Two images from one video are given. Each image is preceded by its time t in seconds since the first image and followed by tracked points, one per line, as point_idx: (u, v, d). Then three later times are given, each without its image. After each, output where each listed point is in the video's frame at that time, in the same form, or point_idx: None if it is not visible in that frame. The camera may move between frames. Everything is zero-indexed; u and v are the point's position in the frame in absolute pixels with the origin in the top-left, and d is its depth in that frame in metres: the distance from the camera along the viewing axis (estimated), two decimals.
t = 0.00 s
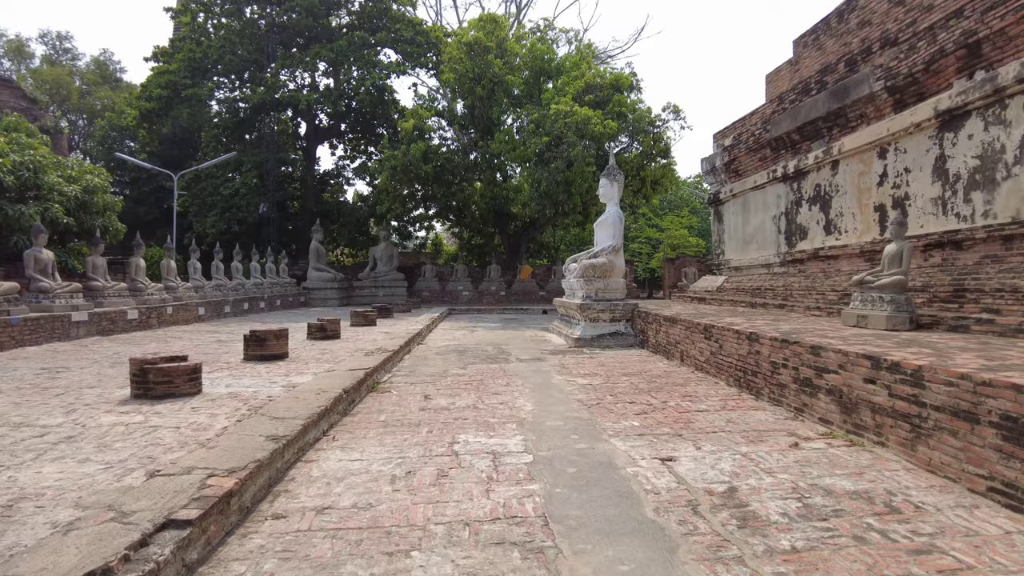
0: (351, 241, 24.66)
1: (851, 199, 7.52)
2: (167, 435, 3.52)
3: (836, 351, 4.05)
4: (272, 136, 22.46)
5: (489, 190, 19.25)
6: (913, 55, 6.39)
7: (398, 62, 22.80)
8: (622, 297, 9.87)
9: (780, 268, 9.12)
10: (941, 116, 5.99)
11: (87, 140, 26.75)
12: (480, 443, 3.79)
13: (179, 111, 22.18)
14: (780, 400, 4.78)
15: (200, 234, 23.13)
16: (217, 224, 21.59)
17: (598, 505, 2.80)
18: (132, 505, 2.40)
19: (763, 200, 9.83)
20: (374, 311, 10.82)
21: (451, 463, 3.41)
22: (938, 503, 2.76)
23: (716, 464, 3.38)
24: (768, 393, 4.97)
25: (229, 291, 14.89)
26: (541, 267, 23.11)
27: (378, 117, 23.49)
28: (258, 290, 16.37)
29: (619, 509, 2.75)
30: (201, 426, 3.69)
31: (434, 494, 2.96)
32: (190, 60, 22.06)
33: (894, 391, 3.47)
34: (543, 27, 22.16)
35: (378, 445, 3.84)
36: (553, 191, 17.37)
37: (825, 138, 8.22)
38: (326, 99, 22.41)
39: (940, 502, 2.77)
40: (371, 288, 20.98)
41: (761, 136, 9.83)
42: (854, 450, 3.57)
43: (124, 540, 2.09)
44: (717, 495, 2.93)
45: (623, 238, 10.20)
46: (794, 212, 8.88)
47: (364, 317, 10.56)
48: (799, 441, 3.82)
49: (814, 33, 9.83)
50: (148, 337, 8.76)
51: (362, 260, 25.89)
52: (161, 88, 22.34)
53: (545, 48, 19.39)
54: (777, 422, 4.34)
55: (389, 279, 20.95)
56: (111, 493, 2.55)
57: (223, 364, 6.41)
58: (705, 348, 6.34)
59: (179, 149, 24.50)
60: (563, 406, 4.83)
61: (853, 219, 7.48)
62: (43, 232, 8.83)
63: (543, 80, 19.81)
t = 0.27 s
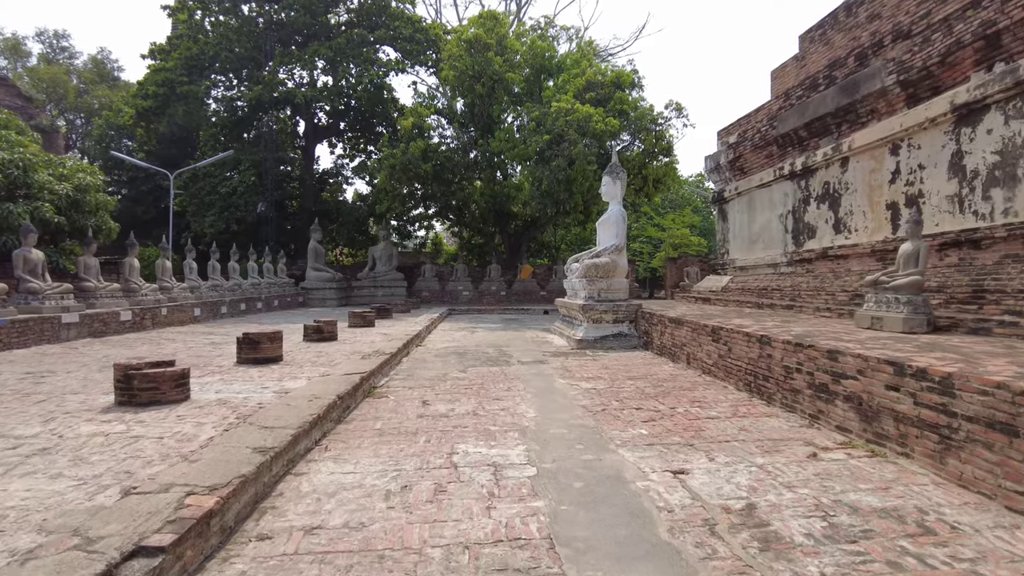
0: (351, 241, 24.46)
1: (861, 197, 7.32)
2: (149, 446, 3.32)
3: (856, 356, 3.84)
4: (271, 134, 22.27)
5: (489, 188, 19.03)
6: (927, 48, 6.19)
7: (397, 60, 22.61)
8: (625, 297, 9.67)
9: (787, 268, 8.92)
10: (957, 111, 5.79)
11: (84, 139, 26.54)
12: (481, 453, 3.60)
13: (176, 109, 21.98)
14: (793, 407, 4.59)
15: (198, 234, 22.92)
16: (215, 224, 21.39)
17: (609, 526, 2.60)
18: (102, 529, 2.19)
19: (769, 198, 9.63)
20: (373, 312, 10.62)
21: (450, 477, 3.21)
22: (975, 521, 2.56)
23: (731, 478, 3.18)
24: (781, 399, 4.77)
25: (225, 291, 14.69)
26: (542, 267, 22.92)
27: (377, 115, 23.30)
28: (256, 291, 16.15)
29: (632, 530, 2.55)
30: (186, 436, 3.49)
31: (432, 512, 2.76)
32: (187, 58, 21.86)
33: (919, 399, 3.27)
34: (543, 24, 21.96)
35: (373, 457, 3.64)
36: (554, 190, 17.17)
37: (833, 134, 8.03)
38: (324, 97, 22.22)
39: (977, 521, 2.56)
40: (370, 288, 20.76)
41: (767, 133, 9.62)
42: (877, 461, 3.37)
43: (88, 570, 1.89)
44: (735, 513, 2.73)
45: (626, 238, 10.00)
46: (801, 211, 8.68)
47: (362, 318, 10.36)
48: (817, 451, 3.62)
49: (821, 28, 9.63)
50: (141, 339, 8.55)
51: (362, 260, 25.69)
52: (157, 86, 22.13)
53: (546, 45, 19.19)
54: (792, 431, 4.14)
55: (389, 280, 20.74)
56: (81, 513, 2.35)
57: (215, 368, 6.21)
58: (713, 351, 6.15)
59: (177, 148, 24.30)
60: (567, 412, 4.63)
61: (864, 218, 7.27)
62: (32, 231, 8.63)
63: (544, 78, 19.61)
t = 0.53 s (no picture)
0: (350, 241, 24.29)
1: (872, 194, 7.13)
2: (131, 454, 3.13)
3: (877, 359, 3.64)
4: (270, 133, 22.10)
5: (490, 187, 18.84)
6: (942, 40, 6.00)
7: (397, 58, 22.44)
8: (629, 297, 9.49)
9: (795, 267, 8.74)
10: (974, 104, 5.60)
11: (82, 138, 26.36)
12: (482, 462, 3.41)
13: (174, 107, 21.79)
14: (808, 411, 4.40)
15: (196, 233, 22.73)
16: (213, 223, 21.21)
17: (622, 544, 2.41)
18: (69, 551, 2.00)
19: (776, 196, 9.45)
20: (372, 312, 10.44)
21: (450, 488, 3.02)
22: (1018, 539, 2.37)
23: (750, 490, 2.98)
24: (795, 403, 4.59)
25: (222, 291, 14.51)
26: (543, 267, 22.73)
27: (376, 114, 23.13)
28: (254, 290, 15.97)
29: (648, 548, 2.37)
30: (173, 443, 3.31)
31: (431, 528, 2.57)
32: (185, 56, 21.69)
33: (949, 404, 3.07)
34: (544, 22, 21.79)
35: (369, 466, 3.45)
36: (555, 188, 16.98)
37: (843, 130, 7.84)
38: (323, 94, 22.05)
39: (1020, 539, 2.37)
40: (369, 288, 20.56)
41: (774, 129, 9.44)
42: (903, 471, 3.18)
43: None
44: (757, 529, 2.53)
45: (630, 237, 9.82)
46: (810, 209, 8.50)
47: (361, 319, 10.18)
48: (837, 459, 3.42)
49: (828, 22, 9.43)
50: (134, 340, 8.37)
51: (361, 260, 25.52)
52: (155, 84, 21.95)
53: (547, 41, 19.07)
54: (808, 437, 3.95)
55: (389, 279, 20.55)
56: (49, 532, 2.16)
57: (208, 370, 6.03)
58: (721, 353, 5.96)
59: (175, 147, 24.12)
60: (572, 418, 4.44)
61: (875, 215, 7.09)
62: (24, 229, 8.45)
63: (546, 76, 19.44)
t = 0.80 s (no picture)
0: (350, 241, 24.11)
1: (885, 193, 6.94)
2: (112, 466, 2.94)
3: (901, 364, 3.45)
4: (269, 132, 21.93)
5: (490, 186, 18.65)
6: (959, 33, 5.81)
7: (397, 57, 22.28)
8: (632, 298, 9.31)
9: (804, 268, 8.56)
10: (994, 99, 5.41)
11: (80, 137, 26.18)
12: (485, 475, 3.22)
13: (172, 106, 21.62)
14: (825, 418, 4.22)
15: (194, 233, 22.55)
16: (212, 223, 21.02)
17: (638, 568, 2.23)
18: None
19: (783, 195, 9.27)
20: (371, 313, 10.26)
21: (451, 504, 2.83)
22: None
23: (771, 506, 2.79)
24: (811, 410, 4.40)
25: (219, 291, 14.33)
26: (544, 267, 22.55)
27: (376, 113, 22.96)
28: (252, 291, 15.78)
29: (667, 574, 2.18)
30: (157, 454, 3.12)
31: (431, 550, 2.38)
32: (183, 54, 21.52)
33: (983, 414, 2.88)
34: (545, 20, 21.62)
35: (365, 478, 3.26)
36: (557, 188, 16.80)
37: (853, 127, 7.65)
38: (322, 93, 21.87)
39: None
40: (369, 289, 20.38)
41: (781, 127, 9.26)
42: (933, 485, 2.98)
43: None
44: (784, 551, 2.34)
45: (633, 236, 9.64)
46: (818, 208, 8.31)
47: (360, 320, 10.00)
48: (861, 471, 3.23)
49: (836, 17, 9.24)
50: (128, 342, 8.18)
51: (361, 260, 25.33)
52: (153, 83, 21.78)
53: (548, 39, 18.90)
54: (827, 446, 3.76)
55: (388, 280, 20.37)
56: (11, 559, 1.96)
57: (201, 373, 5.85)
58: (731, 356, 5.77)
59: (173, 146, 23.94)
60: (578, 425, 4.25)
61: (887, 215, 6.90)
62: (14, 229, 8.27)
63: (547, 75, 19.28)
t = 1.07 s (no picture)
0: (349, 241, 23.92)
1: (897, 191, 6.75)
2: (87, 480, 2.74)
3: (928, 371, 3.25)
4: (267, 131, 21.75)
5: (491, 186, 18.44)
6: (977, 25, 5.62)
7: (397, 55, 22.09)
8: (636, 299, 9.12)
9: (812, 268, 8.37)
10: (1014, 94, 5.22)
11: (77, 137, 26.00)
12: (487, 488, 3.03)
13: (169, 104, 21.43)
14: (844, 426, 4.03)
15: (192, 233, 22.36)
16: (209, 223, 20.83)
17: None
18: None
19: (791, 194, 9.09)
20: (369, 314, 10.06)
21: (451, 522, 2.64)
22: None
23: (794, 524, 2.60)
24: (827, 417, 4.22)
25: (216, 292, 14.14)
26: (545, 267, 22.37)
27: (376, 112, 22.78)
28: (249, 292, 15.60)
29: None
30: (138, 466, 2.92)
31: (429, 575, 2.18)
32: (180, 53, 21.35)
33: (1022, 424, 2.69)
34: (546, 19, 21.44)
35: (359, 492, 3.06)
36: (559, 187, 16.59)
37: (863, 124, 7.46)
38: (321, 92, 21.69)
39: None
40: (368, 289, 20.19)
41: (788, 125, 9.07)
42: (969, 500, 2.78)
43: None
44: None
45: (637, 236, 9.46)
46: (827, 207, 8.13)
47: (358, 321, 9.82)
48: (888, 484, 3.03)
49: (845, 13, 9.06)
50: (120, 344, 8.00)
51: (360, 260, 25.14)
52: (150, 81, 21.59)
53: (550, 38, 18.68)
54: (847, 456, 3.57)
55: (388, 280, 20.17)
56: None
57: (192, 377, 5.66)
58: (741, 360, 5.58)
59: (170, 145, 23.75)
60: (585, 433, 4.06)
61: (900, 214, 6.71)
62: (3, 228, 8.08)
63: (548, 73, 19.09)
